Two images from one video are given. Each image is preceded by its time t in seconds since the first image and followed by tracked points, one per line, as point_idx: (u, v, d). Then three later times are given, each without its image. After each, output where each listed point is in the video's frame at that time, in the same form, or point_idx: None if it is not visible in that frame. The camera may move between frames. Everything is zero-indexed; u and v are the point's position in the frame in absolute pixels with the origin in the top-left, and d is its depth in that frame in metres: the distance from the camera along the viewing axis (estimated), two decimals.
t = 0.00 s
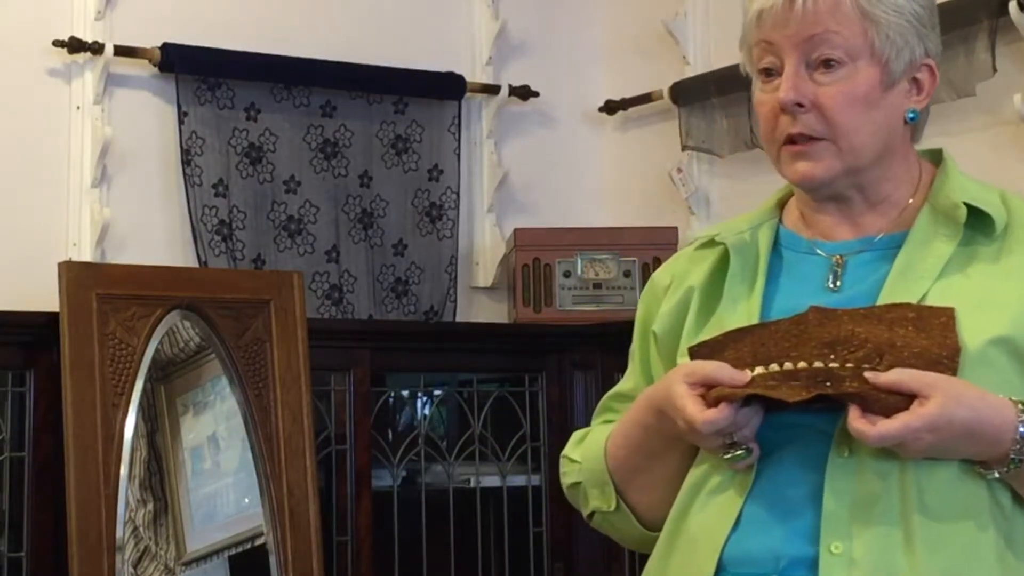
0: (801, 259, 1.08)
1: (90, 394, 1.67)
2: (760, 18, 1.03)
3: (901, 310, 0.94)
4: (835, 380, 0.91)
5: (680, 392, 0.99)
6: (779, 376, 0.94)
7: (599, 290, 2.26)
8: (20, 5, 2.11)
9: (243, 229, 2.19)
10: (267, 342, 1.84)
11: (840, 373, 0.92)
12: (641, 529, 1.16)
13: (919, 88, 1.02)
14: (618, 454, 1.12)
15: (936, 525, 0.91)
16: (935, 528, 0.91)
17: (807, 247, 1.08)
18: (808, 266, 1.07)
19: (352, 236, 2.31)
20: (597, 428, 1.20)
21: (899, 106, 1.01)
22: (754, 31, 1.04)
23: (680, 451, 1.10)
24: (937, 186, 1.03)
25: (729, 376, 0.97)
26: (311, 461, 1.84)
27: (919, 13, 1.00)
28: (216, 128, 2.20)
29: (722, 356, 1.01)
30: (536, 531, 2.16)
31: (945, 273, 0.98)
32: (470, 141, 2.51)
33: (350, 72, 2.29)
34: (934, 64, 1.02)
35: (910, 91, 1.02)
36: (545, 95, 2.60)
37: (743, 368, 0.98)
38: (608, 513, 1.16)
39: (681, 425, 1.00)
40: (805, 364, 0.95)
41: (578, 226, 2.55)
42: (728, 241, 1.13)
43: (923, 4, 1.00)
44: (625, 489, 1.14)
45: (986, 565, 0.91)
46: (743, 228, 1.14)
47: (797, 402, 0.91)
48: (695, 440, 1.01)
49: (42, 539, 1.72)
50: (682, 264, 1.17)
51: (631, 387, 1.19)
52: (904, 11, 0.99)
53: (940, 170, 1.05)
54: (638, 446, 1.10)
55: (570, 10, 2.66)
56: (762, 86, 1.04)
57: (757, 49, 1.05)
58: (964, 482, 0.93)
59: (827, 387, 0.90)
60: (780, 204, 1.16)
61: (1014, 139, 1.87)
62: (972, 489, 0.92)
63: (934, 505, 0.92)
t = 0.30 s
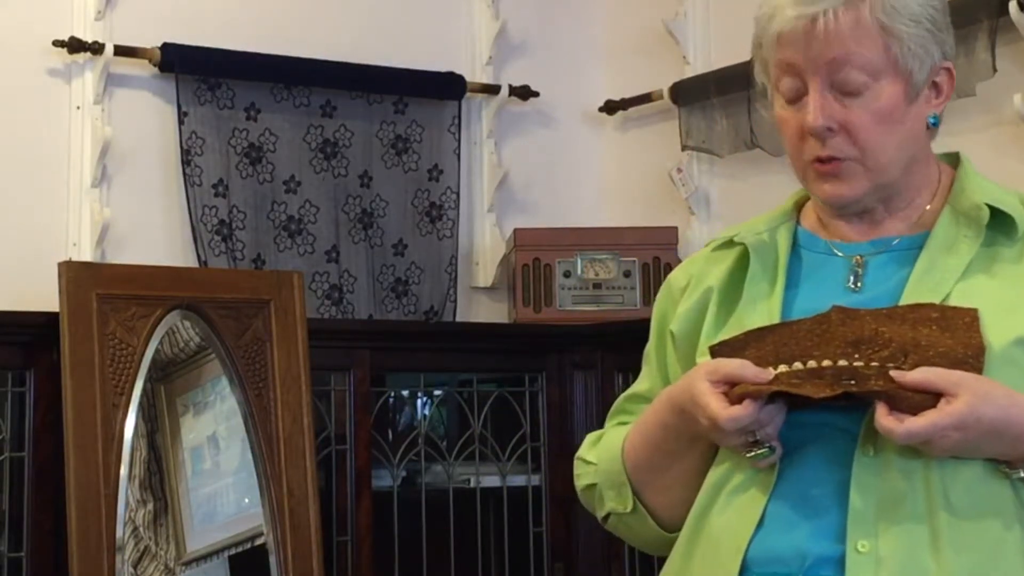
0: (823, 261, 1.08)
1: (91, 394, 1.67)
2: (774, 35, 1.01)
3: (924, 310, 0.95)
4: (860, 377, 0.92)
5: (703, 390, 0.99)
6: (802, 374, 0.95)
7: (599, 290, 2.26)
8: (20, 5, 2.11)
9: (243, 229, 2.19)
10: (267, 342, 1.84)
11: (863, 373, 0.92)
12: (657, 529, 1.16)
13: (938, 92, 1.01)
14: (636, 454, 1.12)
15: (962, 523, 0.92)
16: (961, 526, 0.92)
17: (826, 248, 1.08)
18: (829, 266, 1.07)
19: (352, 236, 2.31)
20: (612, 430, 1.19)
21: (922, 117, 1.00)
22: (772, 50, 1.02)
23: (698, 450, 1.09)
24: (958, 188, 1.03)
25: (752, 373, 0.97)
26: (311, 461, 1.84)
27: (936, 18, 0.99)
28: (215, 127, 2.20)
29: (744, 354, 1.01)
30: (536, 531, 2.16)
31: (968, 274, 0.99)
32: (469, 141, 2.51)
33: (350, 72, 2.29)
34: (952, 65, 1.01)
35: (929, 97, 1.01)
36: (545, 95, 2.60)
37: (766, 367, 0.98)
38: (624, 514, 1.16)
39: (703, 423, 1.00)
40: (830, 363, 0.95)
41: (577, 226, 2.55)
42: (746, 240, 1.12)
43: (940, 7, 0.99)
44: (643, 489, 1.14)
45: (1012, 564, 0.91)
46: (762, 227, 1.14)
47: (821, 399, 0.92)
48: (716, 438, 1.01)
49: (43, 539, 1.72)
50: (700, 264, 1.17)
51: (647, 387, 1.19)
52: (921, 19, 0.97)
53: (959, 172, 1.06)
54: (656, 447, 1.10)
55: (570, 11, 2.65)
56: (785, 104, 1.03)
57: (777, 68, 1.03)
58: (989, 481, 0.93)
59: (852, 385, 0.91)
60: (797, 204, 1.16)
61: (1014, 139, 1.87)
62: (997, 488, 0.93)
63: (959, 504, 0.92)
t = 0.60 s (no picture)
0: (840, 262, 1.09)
1: (91, 393, 1.67)
2: (779, 83, 0.99)
3: (944, 311, 0.95)
4: (878, 376, 0.93)
5: (721, 385, 0.99)
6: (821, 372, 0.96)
7: (599, 290, 2.27)
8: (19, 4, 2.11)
9: (243, 229, 2.19)
10: (267, 342, 1.84)
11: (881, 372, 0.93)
12: (675, 530, 1.15)
13: (950, 105, 1.00)
14: (654, 452, 1.12)
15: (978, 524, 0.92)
16: (978, 527, 0.92)
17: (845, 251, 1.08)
18: (848, 269, 1.08)
19: (352, 236, 2.31)
20: (632, 431, 1.19)
21: (937, 138, 0.99)
22: (778, 91, 1.00)
23: (719, 447, 1.09)
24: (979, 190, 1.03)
25: (773, 370, 0.97)
26: (311, 461, 1.84)
27: (941, 36, 0.96)
28: (215, 127, 2.20)
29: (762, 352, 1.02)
30: (536, 531, 2.16)
31: (988, 276, 0.99)
32: (469, 141, 2.51)
33: (351, 72, 2.29)
34: (962, 76, 0.99)
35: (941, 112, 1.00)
36: (545, 95, 2.60)
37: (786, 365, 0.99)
38: (642, 513, 1.15)
39: (720, 417, 1.00)
40: (849, 362, 0.96)
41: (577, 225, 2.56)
42: (770, 244, 1.13)
43: (944, 23, 0.96)
44: (661, 490, 1.13)
45: None
46: (786, 232, 1.14)
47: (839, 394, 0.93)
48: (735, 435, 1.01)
49: (43, 539, 1.72)
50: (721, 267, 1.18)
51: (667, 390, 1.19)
52: (924, 45, 0.95)
53: (981, 175, 1.05)
54: (675, 445, 1.10)
55: (569, 11, 2.65)
56: (798, 143, 1.02)
57: (784, 110, 1.01)
58: (1008, 482, 0.93)
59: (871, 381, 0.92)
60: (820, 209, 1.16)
61: (1014, 138, 1.87)
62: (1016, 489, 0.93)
63: (977, 505, 0.92)
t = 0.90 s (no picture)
0: (852, 269, 1.09)
1: (90, 394, 1.67)
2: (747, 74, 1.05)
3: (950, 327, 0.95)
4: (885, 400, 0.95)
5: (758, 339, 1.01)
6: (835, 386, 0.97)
7: (599, 291, 2.27)
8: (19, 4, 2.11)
9: (243, 229, 2.19)
10: (267, 342, 1.85)
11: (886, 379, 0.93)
12: (680, 519, 1.14)
13: (921, 121, 0.99)
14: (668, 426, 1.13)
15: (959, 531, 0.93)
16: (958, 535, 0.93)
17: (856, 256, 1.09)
18: (857, 276, 1.08)
19: (352, 236, 2.31)
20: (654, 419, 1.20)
21: (894, 151, 0.99)
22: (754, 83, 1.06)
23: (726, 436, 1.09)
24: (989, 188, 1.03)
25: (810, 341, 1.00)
26: (310, 461, 1.84)
27: (898, 49, 0.96)
28: (215, 127, 2.20)
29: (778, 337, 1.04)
30: (536, 531, 2.16)
31: (992, 281, 0.99)
32: (470, 140, 2.51)
33: (351, 72, 2.29)
34: (934, 93, 0.97)
35: (908, 127, 0.99)
36: (545, 95, 2.60)
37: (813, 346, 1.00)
38: (648, 496, 1.15)
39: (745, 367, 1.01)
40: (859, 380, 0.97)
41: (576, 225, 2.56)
42: (786, 250, 1.15)
43: (904, 36, 0.95)
44: (669, 471, 1.13)
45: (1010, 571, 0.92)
46: (804, 239, 1.16)
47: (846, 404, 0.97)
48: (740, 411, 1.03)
49: (43, 539, 1.72)
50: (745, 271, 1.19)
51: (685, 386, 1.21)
52: (872, 56, 0.96)
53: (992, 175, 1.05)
54: (686, 421, 1.11)
55: (569, 11, 2.65)
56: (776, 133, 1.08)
57: (766, 106, 1.07)
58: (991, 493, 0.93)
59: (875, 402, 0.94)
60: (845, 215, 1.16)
61: (1014, 139, 1.86)
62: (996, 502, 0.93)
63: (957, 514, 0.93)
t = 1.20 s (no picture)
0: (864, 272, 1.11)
1: (90, 394, 1.67)
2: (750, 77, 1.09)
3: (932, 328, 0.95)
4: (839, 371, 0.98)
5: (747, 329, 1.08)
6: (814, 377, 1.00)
7: (599, 290, 2.27)
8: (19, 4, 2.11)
9: (243, 229, 2.19)
10: (267, 342, 1.85)
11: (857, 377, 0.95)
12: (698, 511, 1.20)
13: (915, 117, 0.98)
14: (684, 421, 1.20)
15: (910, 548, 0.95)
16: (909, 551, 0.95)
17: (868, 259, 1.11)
18: (867, 280, 1.10)
19: (352, 236, 2.31)
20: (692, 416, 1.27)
21: (889, 148, 1.00)
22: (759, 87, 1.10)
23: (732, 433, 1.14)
24: (991, 186, 1.01)
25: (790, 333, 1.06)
26: (311, 461, 1.84)
27: (885, 45, 0.96)
28: (215, 127, 2.20)
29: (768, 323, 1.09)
30: (536, 530, 2.16)
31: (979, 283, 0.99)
32: (469, 140, 2.51)
33: (352, 73, 2.29)
34: (925, 89, 0.97)
35: (902, 124, 0.99)
36: (545, 96, 2.60)
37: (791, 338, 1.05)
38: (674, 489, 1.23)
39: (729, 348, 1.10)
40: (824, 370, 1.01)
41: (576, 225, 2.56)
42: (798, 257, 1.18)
43: (889, 32, 0.96)
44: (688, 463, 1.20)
45: None
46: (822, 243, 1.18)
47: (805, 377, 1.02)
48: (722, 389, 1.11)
49: (43, 539, 1.72)
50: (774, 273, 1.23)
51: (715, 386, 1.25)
52: (857, 52, 0.97)
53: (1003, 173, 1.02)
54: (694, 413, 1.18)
55: (570, 11, 2.65)
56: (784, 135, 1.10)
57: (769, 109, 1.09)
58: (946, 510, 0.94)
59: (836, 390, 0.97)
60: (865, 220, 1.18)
61: (1013, 139, 1.86)
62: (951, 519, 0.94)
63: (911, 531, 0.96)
